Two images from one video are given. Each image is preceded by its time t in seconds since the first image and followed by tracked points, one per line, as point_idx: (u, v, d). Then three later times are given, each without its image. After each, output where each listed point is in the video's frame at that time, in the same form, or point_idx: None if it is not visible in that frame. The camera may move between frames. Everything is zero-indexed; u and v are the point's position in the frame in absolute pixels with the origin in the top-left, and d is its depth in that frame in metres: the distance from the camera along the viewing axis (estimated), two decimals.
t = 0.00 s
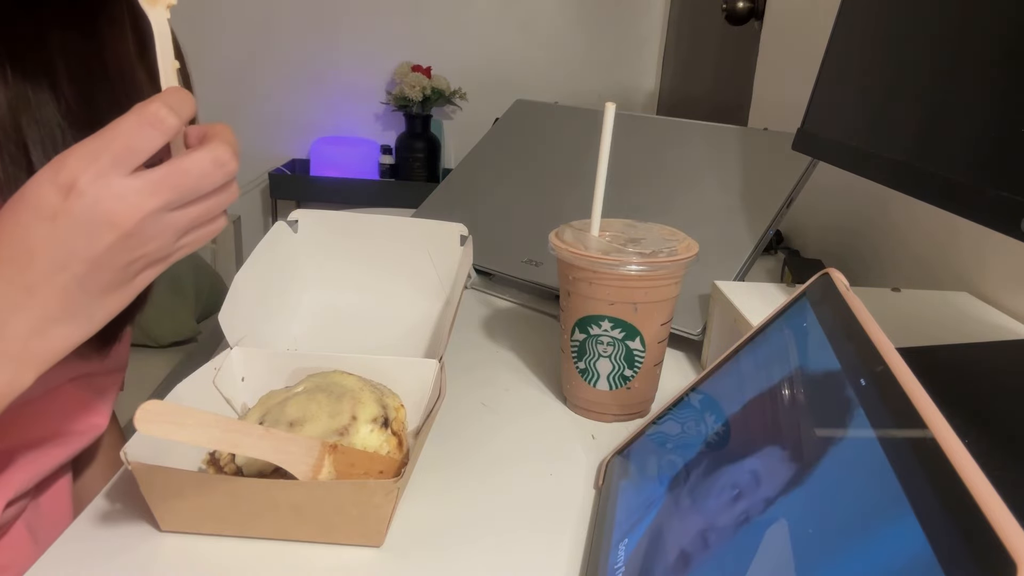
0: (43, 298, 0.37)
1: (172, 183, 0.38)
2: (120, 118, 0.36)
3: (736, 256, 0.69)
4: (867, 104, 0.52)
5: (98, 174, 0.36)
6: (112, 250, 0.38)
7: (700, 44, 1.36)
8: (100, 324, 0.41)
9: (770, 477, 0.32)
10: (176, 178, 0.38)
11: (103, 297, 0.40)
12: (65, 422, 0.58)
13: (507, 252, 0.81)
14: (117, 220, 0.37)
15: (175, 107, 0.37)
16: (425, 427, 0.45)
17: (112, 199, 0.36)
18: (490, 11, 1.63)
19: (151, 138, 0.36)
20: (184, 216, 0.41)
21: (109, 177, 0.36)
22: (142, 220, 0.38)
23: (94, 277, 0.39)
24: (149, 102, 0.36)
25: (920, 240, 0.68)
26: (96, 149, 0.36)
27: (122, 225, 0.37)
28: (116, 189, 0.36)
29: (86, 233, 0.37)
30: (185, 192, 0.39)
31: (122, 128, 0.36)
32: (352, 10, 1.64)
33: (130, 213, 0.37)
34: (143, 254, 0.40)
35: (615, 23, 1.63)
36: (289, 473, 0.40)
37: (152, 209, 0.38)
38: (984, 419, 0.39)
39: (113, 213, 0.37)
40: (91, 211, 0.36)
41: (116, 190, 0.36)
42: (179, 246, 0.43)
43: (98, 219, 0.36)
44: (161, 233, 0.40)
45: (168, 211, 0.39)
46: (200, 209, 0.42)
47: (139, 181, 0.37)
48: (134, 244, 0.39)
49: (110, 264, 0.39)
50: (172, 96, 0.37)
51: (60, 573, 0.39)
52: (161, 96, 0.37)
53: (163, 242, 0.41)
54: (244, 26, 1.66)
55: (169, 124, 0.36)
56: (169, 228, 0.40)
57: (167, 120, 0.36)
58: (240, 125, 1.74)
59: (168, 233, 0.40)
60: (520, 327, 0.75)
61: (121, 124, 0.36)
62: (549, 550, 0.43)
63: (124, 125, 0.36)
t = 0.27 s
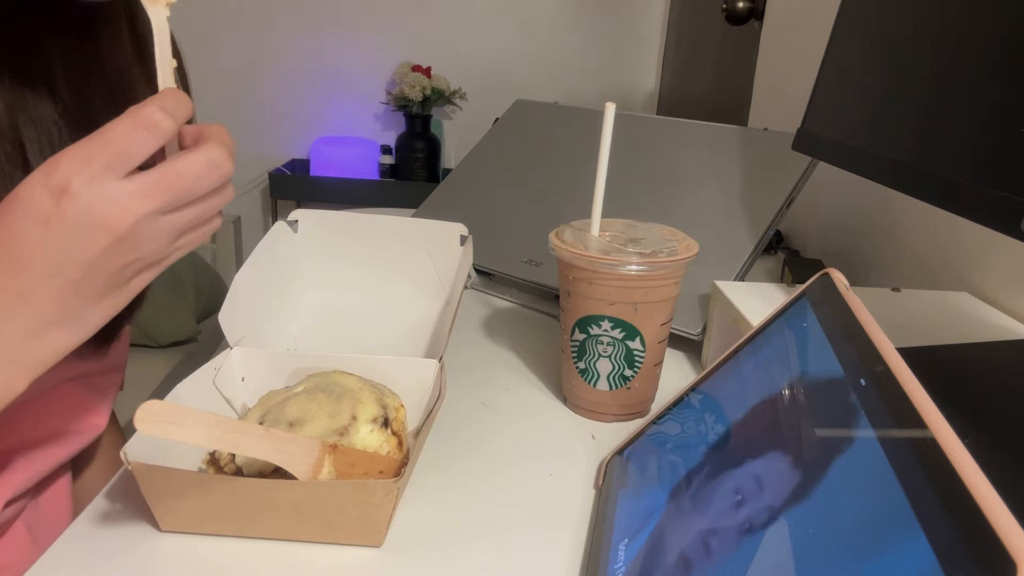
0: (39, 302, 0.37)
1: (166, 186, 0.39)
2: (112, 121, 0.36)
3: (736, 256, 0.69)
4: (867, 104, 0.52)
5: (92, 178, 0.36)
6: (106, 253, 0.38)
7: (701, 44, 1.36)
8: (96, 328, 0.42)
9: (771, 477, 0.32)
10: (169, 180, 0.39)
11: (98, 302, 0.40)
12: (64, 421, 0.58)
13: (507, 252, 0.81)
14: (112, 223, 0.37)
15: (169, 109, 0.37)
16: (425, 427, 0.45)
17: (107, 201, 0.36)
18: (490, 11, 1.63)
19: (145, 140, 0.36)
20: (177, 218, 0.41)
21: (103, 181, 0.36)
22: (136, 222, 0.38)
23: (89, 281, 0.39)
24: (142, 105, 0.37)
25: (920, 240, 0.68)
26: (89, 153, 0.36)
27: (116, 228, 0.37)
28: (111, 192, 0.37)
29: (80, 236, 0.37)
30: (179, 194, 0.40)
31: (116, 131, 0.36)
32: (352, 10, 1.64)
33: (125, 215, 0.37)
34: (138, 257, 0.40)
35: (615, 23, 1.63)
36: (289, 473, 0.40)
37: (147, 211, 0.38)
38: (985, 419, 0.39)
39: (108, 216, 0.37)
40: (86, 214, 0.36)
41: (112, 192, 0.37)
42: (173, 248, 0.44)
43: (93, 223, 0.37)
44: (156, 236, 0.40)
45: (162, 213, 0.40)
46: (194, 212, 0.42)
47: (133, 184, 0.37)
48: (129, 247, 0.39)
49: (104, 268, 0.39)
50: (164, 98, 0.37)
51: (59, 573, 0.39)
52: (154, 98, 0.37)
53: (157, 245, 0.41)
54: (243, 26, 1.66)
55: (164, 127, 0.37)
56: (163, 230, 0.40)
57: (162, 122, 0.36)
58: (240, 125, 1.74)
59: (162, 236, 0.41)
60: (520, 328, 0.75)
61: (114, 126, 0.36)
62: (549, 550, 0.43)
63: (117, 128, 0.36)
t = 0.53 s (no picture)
0: (29, 307, 0.37)
1: (168, 200, 0.39)
2: (118, 133, 0.37)
3: (736, 256, 0.69)
4: (867, 104, 0.52)
5: (90, 185, 0.36)
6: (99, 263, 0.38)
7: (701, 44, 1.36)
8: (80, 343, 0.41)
9: (771, 477, 0.32)
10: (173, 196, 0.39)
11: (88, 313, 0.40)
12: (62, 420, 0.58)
13: (508, 252, 0.81)
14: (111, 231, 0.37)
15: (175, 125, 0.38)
16: (425, 427, 0.45)
17: (108, 209, 0.37)
18: (490, 11, 1.63)
19: (150, 154, 0.37)
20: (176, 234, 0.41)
21: (102, 188, 0.37)
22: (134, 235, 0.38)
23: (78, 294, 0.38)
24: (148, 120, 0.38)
25: (921, 240, 0.68)
26: (94, 163, 0.36)
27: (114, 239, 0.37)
28: (109, 200, 0.37)
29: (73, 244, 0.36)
30: (179, 208, 0.40)
31: (121, 140, 0.37)
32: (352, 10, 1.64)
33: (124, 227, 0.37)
34: (131, 271, 0.39)
35: (615, 23, 1.63)
36: (289, 473, 0.40)
37: (145, 224, 0.38)
38: (985, 419, 0.39)
39: (106, 225, 0.37)
40: (83, 221, 0.36)
41: (110, 201, 0.37)
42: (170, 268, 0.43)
43: (89, 230, 0.36)
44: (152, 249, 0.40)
45: (159, 226, 0.39)
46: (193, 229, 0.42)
47: (134, 195, 0.38)
48: (124, 260, 0.38)
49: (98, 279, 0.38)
50: (172, 113, 0.39)
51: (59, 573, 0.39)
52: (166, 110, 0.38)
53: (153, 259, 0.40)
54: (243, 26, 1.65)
55: (169, 141, 0.38)
56: (160, 244, 0.40)
57: (166, 135, 0.38)
58: (239, 125, 1.74)
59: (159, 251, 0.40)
60: (520, 328, 0.75)
61: (120, 136, 0.37)
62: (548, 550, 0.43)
63: (122, 140, 0.36)
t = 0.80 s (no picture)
0: None
1: (154, 273, 0.35)
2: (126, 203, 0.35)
3: (736, 256, 0.69)
4: (867, 104, 0.52)
5: (78, 245, 0.33)
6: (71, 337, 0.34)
7: (701, 43, 1.36)
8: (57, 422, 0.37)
9: (771, 477, 0.32)
10: (161, 272, 0.35)
11: (61, 389, 0.35)
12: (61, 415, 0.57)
13: (508, 252, 0.81)
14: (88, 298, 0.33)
15: (186, 204, 0.36)
16: (426, 427, 0.45)
17: (90, 278, 0.33)
18: (490, 11, 1.63)
19: (147, 224, 0.34)
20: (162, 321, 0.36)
21: (87, 250, 0.33)
22: (113, 309, 0.34)
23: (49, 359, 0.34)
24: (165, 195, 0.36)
25: (921, 240, 0.68)
26: (91, 227, 0.34)
27: (91, 310, 0.33)
28: (90, 263, 0.33)
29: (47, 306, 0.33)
30: (166, 285, 0.35)
31: (126, 210, 0.34)
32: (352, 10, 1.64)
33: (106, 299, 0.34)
34: (105, 351, 0.34)
35: (615, 23, 1.63)
36: (289, 473, 0.40)
37: (129, 297, 0.34)
38: (985, 419, 0.39)
39: (81, 289, 0.33)
40: (60, 281, 0.33)
41: (91, 264, 0.33)
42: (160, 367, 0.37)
43: (65, 291, 0.33)
44: (129, 327, 0.34)
45: (141, 301, 0.35)
46: (182, 317, 0.36)
47: (120, 263, 0.34)
48: (97, 334, 0.34)
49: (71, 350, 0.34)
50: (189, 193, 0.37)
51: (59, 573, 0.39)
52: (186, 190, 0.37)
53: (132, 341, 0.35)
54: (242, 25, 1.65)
55: (171, 215, 0.35)
56: (139, 325, 0.35)
57: (170, 209, 0.35)
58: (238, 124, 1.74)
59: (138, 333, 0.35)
60: (520, 327, 0.75)
61: (126, 206, 0.35)
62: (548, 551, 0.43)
63: (125, 208, 0.34)
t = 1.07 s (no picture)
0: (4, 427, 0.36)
1: (140, 339, 0.36)
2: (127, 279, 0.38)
3: (736, 256, 0.69)
4: (867, 104, 0.52)
5: (77, 314, 0.36)
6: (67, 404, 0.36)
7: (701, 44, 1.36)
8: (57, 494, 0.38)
9: (771, 477, 0.32)
10: (148, 340, 0.37)
11: (61, 461, 0.37)
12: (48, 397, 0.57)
13: (508, 252, 0.81)
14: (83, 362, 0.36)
15: (181, 277, 0.38)
16: (425, 427, 0.45)
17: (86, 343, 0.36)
18: (490, 11, 1.63)
19: (143, 296, 0.37)
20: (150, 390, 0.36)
21: (85, 318, 0.36)
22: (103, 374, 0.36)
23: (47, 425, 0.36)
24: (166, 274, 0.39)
25: (920, 240, 0.68)
26: (93, 300, 0.37)
27: (82, 374, 0.36)
28: (86, 330, 0.36)
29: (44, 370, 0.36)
30: (150, 353, 0.36)
31: (128, 283, 0.38)
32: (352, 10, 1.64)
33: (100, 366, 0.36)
34: (96, 418, 0.36)
35: (615, 23, 1.63)
36: (289, 472, 0.40)
37: (119, 362, 0.36)
38: (984, 418, 0.39)
39: (76, 354, 0.36)
40: (59, 346, 0.36)
41: (85, 330, 0.36)
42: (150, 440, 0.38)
43: (62, 356, 0.36)
44: (116, 393, 0.36)
45: (128, 369, 0.36)
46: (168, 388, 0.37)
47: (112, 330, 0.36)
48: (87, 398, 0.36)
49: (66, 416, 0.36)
50: (188, 271, 0.39)
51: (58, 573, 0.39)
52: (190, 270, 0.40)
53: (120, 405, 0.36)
54: (242, 25, 1.65)
55: (165, 286, 0.38)
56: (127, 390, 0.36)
57: (165, 281, 0.38)
58: (237, 124, 1.74)
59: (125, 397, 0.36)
60: (520, 328, 0.75)
61: (128, 280, 0.38)
62: (548, 551, 0.43)
63: (126, 281, 0.38)
